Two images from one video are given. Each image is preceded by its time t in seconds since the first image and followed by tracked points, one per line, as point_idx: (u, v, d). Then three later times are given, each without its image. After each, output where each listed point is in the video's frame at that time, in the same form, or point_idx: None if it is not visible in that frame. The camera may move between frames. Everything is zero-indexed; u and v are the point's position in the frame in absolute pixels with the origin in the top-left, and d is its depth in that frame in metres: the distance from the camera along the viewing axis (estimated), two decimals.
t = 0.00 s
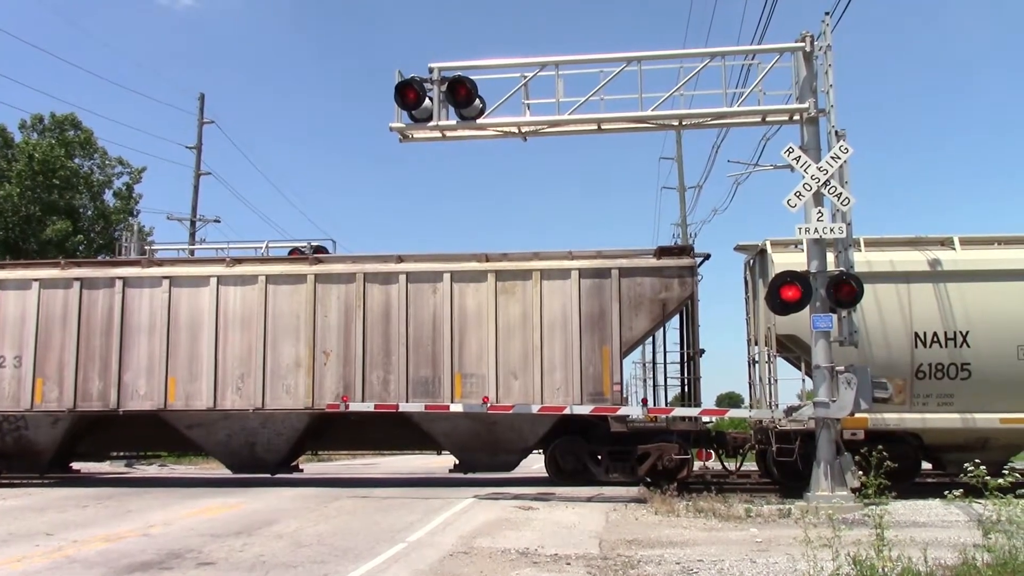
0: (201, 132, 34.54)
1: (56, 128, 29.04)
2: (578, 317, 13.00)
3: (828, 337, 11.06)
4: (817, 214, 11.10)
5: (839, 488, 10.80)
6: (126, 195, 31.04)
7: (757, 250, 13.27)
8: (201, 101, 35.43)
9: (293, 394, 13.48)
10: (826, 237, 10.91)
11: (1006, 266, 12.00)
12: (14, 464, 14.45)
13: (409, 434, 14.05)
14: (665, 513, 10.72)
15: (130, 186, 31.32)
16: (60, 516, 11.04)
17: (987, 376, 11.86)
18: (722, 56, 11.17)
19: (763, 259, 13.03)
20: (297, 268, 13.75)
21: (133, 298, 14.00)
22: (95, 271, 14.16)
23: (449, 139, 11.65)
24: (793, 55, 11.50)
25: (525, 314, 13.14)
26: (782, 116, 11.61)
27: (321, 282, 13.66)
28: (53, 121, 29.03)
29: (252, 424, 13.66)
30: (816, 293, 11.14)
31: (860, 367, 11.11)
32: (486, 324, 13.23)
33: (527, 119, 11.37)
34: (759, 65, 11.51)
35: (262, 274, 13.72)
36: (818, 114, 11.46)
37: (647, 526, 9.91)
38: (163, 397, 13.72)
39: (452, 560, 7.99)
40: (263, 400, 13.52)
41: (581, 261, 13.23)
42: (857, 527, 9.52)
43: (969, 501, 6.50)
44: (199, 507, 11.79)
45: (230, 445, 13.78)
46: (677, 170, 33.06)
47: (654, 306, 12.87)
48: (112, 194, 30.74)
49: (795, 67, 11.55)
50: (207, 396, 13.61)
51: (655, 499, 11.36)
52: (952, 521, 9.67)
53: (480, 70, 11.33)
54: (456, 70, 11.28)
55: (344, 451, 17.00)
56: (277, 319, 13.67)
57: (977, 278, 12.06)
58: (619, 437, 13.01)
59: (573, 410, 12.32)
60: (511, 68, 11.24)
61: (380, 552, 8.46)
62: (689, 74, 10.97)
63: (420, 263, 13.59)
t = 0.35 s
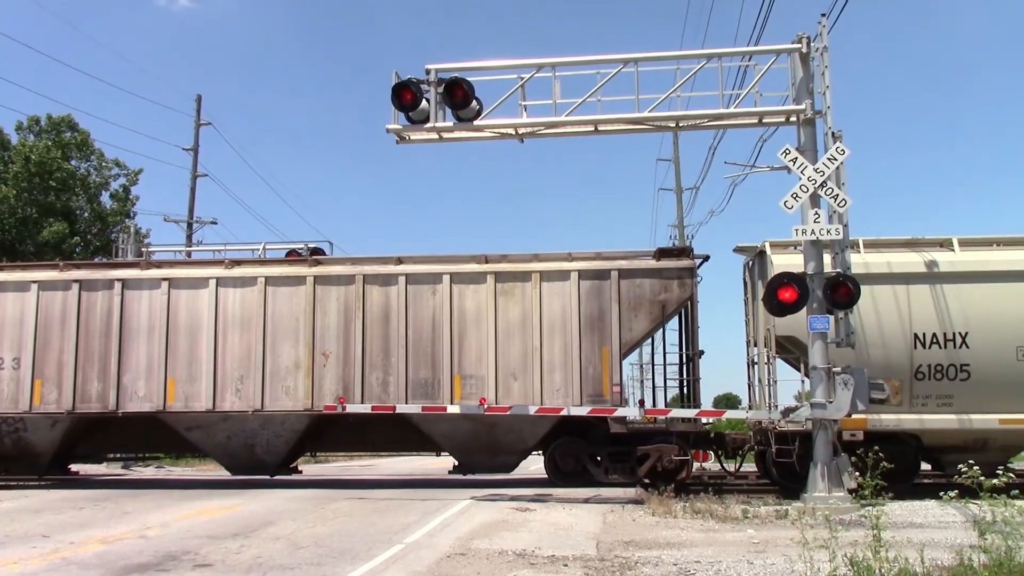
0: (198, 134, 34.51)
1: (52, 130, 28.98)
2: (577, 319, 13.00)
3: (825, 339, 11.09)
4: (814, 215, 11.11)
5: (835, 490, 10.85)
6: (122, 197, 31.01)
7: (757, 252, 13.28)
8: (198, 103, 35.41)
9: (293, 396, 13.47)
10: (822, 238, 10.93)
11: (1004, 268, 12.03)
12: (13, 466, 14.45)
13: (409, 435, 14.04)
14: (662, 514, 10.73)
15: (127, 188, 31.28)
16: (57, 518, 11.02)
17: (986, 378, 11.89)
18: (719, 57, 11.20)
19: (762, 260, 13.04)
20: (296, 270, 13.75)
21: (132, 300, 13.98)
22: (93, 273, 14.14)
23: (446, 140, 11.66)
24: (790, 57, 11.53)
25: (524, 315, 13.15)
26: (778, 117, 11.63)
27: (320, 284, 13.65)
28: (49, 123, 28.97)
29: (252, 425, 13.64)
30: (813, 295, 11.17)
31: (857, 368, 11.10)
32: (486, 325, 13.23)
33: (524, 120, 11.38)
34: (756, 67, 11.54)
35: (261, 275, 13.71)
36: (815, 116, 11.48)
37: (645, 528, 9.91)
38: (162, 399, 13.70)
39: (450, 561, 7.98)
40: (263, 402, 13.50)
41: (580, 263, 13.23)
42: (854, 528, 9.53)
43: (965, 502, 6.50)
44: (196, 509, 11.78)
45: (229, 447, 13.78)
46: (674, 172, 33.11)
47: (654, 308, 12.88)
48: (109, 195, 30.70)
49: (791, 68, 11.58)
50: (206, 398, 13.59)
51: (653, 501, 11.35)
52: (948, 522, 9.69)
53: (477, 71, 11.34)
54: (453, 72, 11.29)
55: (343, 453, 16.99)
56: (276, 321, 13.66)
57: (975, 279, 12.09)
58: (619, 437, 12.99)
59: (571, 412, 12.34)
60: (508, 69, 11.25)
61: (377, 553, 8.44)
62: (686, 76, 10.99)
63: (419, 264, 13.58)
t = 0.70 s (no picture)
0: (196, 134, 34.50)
1: (50, 130, 28.95)
2: (578, 320, 13.00)
3: (823, 340, 11.11)
4: (811, 216, 11.12)
5: (833, 491, 10.86)
6: (120, 198, 30.97)
7: (757, 254, 13.29)
8: (196, 104, 35.41)
9: (293, 397, 13.46)
10: (820, 239, 10.94)
11: (1005, 269, 12.05)
12: (14, 466, 14.46)
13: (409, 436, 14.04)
14: (660, 515, 10.73)
15: (125, 189, 31.25)
16: (55, 519, 11.01)
17: (987, 379, 11.89)
18: (717, 59, 11.22)
19: (763, 261, 13.04)
20: (297, 270, 13.74)
21: (132, 300, 13.97)
22: (94, 273, 14.13)
23: (444, 142, 11.66)
24: (788, 59, 11.55)
25: (526, 316, 13.15)
26: (776, 118, 11.64)
27: (322, 285, 13.65)
28: (47, 124, 28.94)
29: (253, 426, 13.63)
30: (811, 296, 11.23)
31: (854, 369, 11.14)
32: (487, 326, 13.23)
33: (523, 121, 11.38)
34: (754, 68, 11.56)
35: (262, 276, 13.71)
36: (813, 117, 11.50)
37: (643, 528, 9.91)
38: (162, 399, 13.68)
39: (447, 563, 7.97)
40: (263, 403, 13.49)
41: (581, 264, 13.23)
42: (851, 529, 9.54)
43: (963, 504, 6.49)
44: (195, 509, 11.77)
45: (230, 448, 13.78)
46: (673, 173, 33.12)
47: (655, 309, 12.89)
48: (107, 196, 30.66)
49: (789, 70, 11.60)
50: (207, 399, 13.58)
51: (650, 502, 11.36)
52: (946, 523, 9.70)
53: (475, 73, 11.35)
54: (451, 73, 11.30)
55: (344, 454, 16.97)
56: (277, 321, 13.66)
57: (974, 280, 12.11)
58: (618, 438, 13.01)
59: (568, 413, 12.32)
60: (506, 71, 11.26)
61: (375, 554, 8.43)
62: (684, 77, 11.01)
63: (421, 265, 13.58)
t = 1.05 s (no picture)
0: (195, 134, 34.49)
1: (49, 130, 28.93)
2: (582, 320, 13.00)
3: (822, 341, 11.11)
4: (811, 217, 11.12)
5: (832, 491, 10.86)
6: (119, 198, 30.95)
7: (760, 254, 13.29)
8: (195, 104, 35.42)
9: (297, 397, 13.45)
10: (819, 239, 10.95)
11: (1008, 270, 12.06)
12: (16, 466, 14.38)
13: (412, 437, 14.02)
14: (659, 515, 10.73)
15: (124, 189, 31.23)
16: (55, 519, 11.00)
17: (991, 379, 11.89)
18: (716, 59, 11.23)
19: (765, 262, 13.04)
20: (300, 270, 13.73)
21: (135, 301, 13.96)
22: (98, 274, 14.13)
23: (443, 142, 11.66)
24: (786, 59, 11.56)
25: (529, 317, 13.15)
26: (776, 119, 11.64)
27: (325, 285, 13.65)
28: (46, 124, 28.92)
29: (256, 426, 13.60)
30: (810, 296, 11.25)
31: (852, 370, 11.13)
32: (490, 326, 13.22)
33: (521, 122, 11.38)
34: (753, 69, 11.56)
35: (265, 276, 13.71)
36: (811, 118, 11.50)
37: (642, 529, 9.90)
38: (165, 399, 13.68)
39: (446, 563, 7.96)
40: (266, 403, 13.49)
41: (584, 264, 13.23)
42: (850, 529, 9.53)
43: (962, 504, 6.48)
44: (194, 510, 11.76)
45: (232, 448, 13.74)
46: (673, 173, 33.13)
47: (658, 309, 12.87)
48: (106, 196, 30.64)
49: (788, 70, 11.61)
50: (210, 399, 13.57)
51: (649, 502, 11.36)
52: (945, 524, 9.69)
53: (474, 73, 11.35)
54: (450, 73, 11.30)
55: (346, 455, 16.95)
56: (281, 321, 13.65)
57: (975, 280, 12.11)
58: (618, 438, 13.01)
59: (567, 414, 12.32)
60: (505, 71, 11.26)
61: (373, 555, 8.43)
62: (683, 78, 11.01)
63: (423, 265, 13.58)
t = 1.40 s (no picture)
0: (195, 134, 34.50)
1: (49, 130, 28.93)
2: (587, 320, 12.99)
3: (822, 341, 11.11)
4: (810, 217, 11.12)
5: (831, 491, 10.87)
6: (119, 198, 30.94)
7: (764, 254, 13.28)
8: (195, 104, 35.43)
9: (302, 397, 13.44)
10: (819, 239, 10.95)
11: (1013, 270, 12.06)
12: (20, 466, 14.37)
13: (414, 437, 14.04)
14: (659, 515, 10.73)
15: (123, 189, 31.21)
16: (54, 519, 10.99)
17: (996, 380, 11.89)
18: (716, 59, 11.23)
19: (770, 262, 13.02)
20: (305, 270, 13.72)
21: (140, 300, 13.95)
22: (103, 273, 14.12)
23: (443, 142, 11.65)
24: (786, 59, 11.55)
25: (534, 317, 13.15)
26: (775, 119, 11.64)
27: (330, 285, 13.64)
28: (46, 124, 28.92)
29: (261, 426, 13.61)
30: (810, 297, 11.24)
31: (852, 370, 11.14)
32: (495, 326, 13.21)
33: (521, 122, 11.37)
34: (753, 69, 11.56)
35: (270, 276, 13.71)
36: (811, 118, 11.50)
37: (642, 529, 9.90)
38: (170, 399, 13.66)
39: (445, 563, 7.96)
40: (271, 403, 13.47)
41: (589, 264, 13.22)
42: (850, 529, 9.53)
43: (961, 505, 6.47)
44: (194, 510, 11.75)
45: (236, 448, 13.77)
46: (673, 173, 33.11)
47: (663, 309, 12.87)
48: (105, 195, 30.65)
49: (788, 70, 11.61)
50: (215, 399, 13.56)
51: (649, 502, 11.36)
52: (945, 524, 9.69)
53: (473, 73, 11.35)
54: (450, 73, 11.30)
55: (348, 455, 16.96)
56: (285, 321, 13.65)
57: (979, 281, 12.11)
58: (623, 438, 13.01)
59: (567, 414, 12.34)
60: (505, 71, 11.26)
61: (373, 555, 8.42)
62: (682, 78, 11.02)
63: (429, 265, 13.58)
